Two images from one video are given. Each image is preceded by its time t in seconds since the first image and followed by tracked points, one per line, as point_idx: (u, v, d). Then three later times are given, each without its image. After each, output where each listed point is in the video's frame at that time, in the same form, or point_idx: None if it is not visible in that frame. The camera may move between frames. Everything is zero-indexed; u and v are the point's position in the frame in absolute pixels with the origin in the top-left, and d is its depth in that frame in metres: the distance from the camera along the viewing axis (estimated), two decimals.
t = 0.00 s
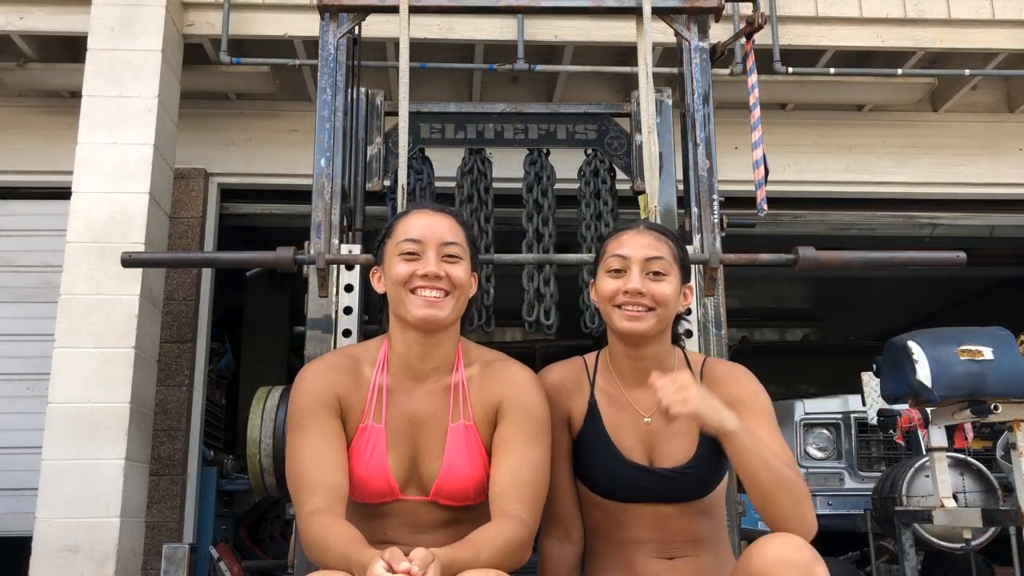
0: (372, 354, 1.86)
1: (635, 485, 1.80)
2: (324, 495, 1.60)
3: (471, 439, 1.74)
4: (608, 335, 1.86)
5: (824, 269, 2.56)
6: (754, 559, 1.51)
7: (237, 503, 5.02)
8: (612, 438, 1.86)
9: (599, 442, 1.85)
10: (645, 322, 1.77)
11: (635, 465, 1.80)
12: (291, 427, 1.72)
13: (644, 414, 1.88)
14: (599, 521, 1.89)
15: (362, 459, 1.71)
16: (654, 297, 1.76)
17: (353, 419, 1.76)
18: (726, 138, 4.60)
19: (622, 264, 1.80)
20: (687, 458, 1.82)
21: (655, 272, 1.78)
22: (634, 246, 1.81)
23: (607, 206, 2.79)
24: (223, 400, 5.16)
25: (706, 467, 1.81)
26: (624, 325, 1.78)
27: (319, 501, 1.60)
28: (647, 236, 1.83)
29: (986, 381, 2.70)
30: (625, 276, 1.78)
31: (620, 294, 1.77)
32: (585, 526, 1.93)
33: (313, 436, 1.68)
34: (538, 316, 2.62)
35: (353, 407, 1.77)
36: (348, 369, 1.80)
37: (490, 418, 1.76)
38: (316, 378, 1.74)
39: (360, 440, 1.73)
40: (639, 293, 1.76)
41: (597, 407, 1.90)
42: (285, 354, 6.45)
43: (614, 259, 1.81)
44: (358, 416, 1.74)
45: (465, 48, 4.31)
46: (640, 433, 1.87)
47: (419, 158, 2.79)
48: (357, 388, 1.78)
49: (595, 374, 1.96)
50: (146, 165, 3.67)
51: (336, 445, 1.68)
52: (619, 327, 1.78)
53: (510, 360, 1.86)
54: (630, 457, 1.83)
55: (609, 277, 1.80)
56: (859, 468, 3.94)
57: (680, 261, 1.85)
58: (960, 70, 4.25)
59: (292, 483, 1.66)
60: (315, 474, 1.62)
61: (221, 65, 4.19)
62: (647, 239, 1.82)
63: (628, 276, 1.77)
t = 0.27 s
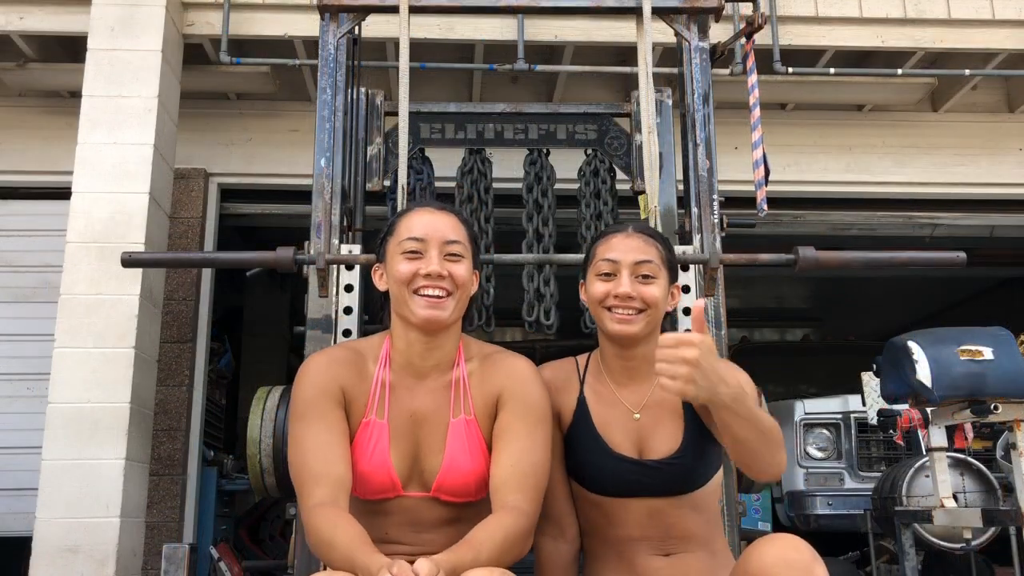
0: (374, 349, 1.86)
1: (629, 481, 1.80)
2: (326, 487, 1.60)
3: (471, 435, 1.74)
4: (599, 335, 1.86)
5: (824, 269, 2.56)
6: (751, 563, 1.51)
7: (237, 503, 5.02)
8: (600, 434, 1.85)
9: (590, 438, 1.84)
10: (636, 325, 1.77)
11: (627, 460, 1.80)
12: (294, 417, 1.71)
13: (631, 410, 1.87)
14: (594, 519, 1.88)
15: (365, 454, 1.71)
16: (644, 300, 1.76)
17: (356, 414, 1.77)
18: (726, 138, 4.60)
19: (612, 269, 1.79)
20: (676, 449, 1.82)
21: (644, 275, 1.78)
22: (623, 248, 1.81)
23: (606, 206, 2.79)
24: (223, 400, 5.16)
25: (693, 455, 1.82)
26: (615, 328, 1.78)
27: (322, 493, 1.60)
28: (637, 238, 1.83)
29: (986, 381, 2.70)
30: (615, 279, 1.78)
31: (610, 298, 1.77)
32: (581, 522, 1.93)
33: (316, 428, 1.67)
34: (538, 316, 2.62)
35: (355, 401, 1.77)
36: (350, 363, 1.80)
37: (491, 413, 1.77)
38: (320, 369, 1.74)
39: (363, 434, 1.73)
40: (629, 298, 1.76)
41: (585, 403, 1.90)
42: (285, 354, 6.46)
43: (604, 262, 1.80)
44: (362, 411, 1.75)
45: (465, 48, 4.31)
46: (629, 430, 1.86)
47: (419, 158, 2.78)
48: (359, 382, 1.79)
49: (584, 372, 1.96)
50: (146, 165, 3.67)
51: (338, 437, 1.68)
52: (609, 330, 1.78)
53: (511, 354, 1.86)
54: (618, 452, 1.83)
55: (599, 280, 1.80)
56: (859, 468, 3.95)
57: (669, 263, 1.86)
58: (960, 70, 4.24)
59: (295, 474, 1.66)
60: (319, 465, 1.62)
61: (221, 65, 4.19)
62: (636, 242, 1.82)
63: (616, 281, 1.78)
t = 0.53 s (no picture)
0: (376, 354, 1.86)
1: (622, 479, 1.80)
2: (324, 495, 1.60)
3: (475, 441, 1.73)
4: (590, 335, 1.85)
5: (824, 269, 2.56)
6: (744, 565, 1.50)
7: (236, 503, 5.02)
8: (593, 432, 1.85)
9: (584, 437, 1.84)
10: (625, 320, 1.76)
11: (617, 457, 1.79)
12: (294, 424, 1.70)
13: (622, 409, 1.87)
14: (590, 517, 1.89)
15: (367, 459, 1.71)
16: (633, 295, 1.76)
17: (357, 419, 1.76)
18: (726, 138, 4.60)
19: (599, 265, 1.79)
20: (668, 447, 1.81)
21: (633, 271, 1.78)
22: (610, 246, 1.81)
23: (606, 206, 2.79)
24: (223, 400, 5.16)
25: (686, 451, 1.80)
26: (604, 325, 1.77)
27: (319, 501, 1.59)
28: (624, 236, 1.83)
29: (986, 381, 2.70)
30: (603, 275, 1.78)
31: (599, 294, 1.77)
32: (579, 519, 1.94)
33: (315, 435, 1.67)
34: (538, 316, 2.62)
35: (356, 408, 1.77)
36: (351, 369, 1.79)
37: (495, 421, 1.76)
38: (319, 376, 1.74)
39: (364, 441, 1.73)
40: (618, 294, 1.76)
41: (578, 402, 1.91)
42: (285, 354, 6.46)
43: (592, 259, 1.80)
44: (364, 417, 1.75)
45: (465, 48, 4.31)
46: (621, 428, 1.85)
47: (419, 158, 2.78)
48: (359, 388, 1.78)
49: (576, 372, 1.96)
50: (146, 165, 3.67)
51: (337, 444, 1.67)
52: (598, 327, 1.78)
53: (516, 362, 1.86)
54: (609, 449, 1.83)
55: (587, 277, 1.80)
56: (859, 468, 3.95)
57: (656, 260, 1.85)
58: (960, 70, 4.24)
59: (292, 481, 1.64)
60: (317, 473, 1.62)
61: (221, 65, 4.19)
62: (623, 240, 1.83)
63: (605, 278, 1.77)
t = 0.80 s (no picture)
0: (377, 357, 1.86)
1: (621, 482, 1.79)
2: (324, 499, 1.60)
3: (477, 447, 1.73)
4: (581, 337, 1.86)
5: (824, 269, 2.56)
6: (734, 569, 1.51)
7: (236, 503, 5.03)
8: (590, 433, 1.85)
9: (583, 439, 1.84)
10: (617, 324, 1.77)
11: (618, 460, 1.79)
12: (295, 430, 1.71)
13: (619, 410, 1.88)
14: (586, 518, 1.88)
15: (367, 462, 1.71)
16: (622, 296, 1.77)
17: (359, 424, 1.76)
18: (726, 137, 4.60)
19: (586, 268, 1.79)
20: (666, 450, 1.81)
21: (619, 272, 1.78)
22: (596, 248, 1.80)
23: (607, 206, 2.79)
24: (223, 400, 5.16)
25: (683, 454, 1.82)
26: (595, 328, 1.78)
27: (319, 505, 1.59)
28: (607, 237, 1.83)
29: (985, 381, 2.70)
30: (591, 278, 1.78)
31: (587, 297, 1.77)
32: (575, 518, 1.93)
33: (318, 441, 1.67)
34: (538, 316, 2.62)
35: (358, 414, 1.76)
36: (353, 374, 1.79)
37: (497, 428, 1.76)
38: (321, 383, 1.73)
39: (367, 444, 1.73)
40: (606, 295, 1.76)
41: (574, 403, 1.91)
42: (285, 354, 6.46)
43: (578, 263, 1.80)
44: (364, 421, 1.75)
45: (465, 48, 4.31)
46: (618, 430, 1.86)
47: (419, 158, 2.78)
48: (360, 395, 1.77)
49: (570, 373, 1.97)
50: (146, 165, 3.67)
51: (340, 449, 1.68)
52: (589, 330, 1.78)
53: (518, 369, 1.86)
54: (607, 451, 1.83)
55: (575, 280, 1.80)
56: (859, 468, 3.95)
57: (642, 258, 1.85)
58: (960, 70, 4.24)
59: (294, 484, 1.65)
60: (317, 478, 1.62)
61: (221, 65, 4.19)
62: (608, 239, 1.82)
63: (592, 280, 1.77)
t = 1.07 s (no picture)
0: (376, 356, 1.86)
1: (617, 482, 1.80)
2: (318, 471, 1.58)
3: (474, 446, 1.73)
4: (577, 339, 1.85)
5: (824, 270, 2.56)
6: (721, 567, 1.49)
7: (236, 503, 5.02)
8: (586, 435, 1.85)
9: (579, 439, 1.84)
10: (612, 327, 1.77)
11: (614, 460, 1.79)
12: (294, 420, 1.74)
13: (615, 410, 1.87)
14: (584, 518, 1.89)
15: (362, 458, 1.67)
16: (618, 298, 1.75)
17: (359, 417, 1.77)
18: (726, 138, 4.60)
19: (580, 270, 1.78)
20: (660, 449, 1.82)
21: (613, 273, 1.77)
22: (587, 250, 1.79)
23: (607, 206, 2.79)
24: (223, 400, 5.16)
25: (679, 455, 1.81)
26: (591, 331, 1.77)
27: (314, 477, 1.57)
28: (602, 238, 1.81)
29: (986, 382, 2.70)
30: (583, 282, 1.77)
31: (582, 300, 1.76)
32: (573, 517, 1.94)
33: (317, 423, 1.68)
34: (538, 316, 2.63)
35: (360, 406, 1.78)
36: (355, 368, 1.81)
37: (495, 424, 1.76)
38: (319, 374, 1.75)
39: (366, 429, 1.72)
40: (601, 298, 1.75)
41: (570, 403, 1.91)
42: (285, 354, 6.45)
43: (570, 266, 1.79)
44: (363, 418, 1.70)
45: (465, 48, 4.31)
46: (614, 430, 1.86)
47: (419, 158, 2.79)
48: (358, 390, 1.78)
49: (567, 371, 1.96)
50: (146, 165, 3.67)
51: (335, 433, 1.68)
52: (585, 333, 1.78)
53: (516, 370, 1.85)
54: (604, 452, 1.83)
55: (568, 284, 1.78)
56: (859, 468, 3.95)
57: (634, 257, 1.84)
58: (960, 70, 4.24)
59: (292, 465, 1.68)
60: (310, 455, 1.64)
61: (221, 65, 4.19)
62: (599, 241, 1.81)
63: (587, 283, 1.76)
